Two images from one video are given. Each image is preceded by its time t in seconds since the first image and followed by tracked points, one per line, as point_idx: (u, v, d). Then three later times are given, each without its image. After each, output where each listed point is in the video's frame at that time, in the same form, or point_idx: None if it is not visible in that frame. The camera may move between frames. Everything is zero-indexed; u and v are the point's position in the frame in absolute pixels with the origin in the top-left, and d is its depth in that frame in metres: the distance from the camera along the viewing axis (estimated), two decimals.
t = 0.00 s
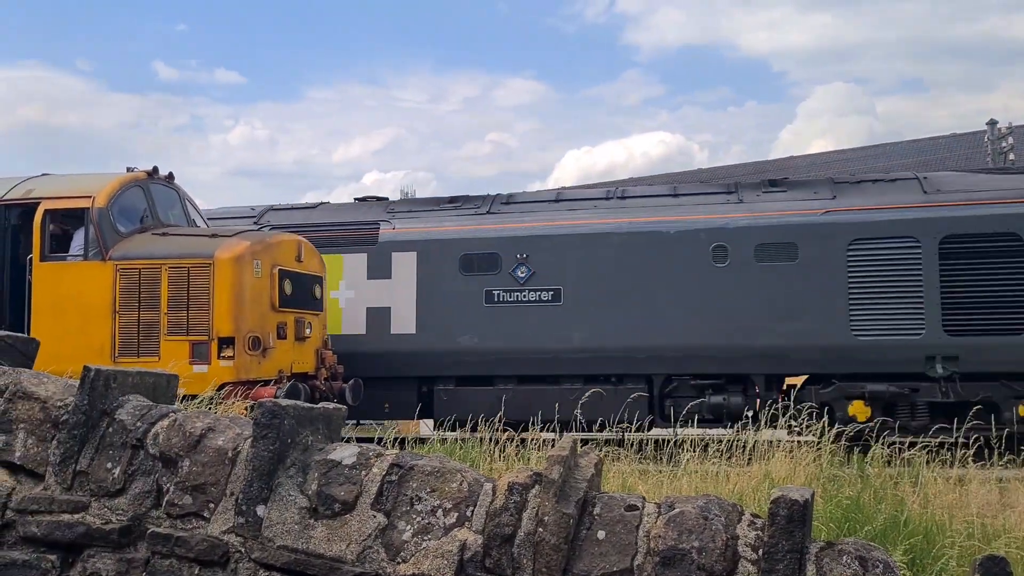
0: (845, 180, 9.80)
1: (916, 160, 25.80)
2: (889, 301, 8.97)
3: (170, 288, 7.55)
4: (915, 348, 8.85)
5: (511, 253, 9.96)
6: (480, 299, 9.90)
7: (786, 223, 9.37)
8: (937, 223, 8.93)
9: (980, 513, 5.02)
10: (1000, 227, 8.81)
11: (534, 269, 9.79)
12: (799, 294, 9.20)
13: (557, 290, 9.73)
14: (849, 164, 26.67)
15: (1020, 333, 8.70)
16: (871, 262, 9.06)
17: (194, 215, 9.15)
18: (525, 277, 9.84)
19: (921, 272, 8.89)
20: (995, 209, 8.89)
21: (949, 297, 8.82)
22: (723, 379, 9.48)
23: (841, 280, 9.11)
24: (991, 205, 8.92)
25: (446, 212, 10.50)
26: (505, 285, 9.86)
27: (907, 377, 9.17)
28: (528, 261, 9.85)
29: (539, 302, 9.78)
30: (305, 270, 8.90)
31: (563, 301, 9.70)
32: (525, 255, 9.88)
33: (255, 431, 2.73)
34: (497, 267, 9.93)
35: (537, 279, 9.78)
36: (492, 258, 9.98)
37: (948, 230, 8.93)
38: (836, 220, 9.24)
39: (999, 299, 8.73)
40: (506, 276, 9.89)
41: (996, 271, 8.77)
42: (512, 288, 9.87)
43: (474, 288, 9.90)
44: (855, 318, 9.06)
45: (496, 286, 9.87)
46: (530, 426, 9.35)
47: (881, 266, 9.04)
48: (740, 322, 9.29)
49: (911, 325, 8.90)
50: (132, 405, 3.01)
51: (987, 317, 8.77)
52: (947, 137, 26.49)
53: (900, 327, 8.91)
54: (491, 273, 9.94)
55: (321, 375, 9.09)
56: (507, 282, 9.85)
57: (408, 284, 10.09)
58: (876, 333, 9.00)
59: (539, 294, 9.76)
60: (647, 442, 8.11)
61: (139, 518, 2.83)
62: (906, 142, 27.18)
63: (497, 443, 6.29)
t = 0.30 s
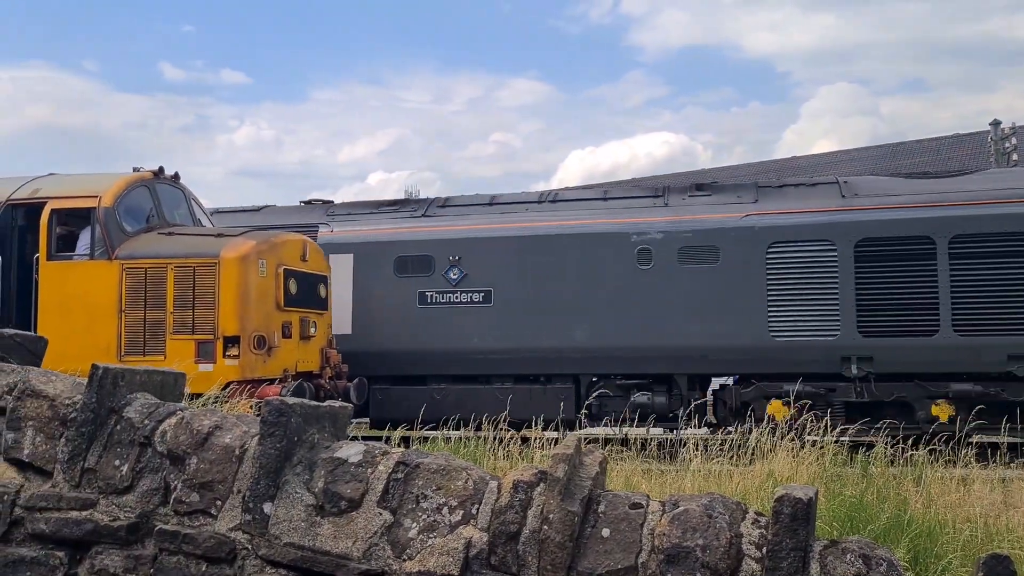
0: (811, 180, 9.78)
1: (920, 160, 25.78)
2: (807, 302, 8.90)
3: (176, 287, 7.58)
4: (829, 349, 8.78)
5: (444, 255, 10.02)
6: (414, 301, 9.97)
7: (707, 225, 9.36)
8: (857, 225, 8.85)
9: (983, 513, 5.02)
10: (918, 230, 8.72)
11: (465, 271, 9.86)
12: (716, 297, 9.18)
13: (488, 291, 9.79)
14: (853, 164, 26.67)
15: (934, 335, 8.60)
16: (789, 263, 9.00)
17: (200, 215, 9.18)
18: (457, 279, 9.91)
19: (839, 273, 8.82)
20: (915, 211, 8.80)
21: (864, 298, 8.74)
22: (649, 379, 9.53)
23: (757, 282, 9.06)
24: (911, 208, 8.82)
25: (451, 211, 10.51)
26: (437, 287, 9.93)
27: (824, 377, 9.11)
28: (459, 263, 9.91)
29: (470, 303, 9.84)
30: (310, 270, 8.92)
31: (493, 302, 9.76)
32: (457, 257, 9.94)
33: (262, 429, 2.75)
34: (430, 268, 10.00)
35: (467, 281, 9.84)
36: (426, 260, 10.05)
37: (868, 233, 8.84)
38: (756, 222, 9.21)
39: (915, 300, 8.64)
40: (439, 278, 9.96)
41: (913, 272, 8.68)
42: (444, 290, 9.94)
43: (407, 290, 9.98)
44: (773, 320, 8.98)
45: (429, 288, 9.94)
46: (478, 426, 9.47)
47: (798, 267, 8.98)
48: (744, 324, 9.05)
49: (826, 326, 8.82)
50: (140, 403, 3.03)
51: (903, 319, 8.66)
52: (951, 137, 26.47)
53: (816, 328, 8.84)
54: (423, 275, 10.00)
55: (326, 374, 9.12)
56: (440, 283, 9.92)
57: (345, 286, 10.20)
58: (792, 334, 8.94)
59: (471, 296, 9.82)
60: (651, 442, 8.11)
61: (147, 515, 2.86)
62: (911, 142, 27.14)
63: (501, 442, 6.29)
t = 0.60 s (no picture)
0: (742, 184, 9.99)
1: (924, 160, 25.77)
2: (723, 303, 9.14)
3: (179, 287, 7.58)
4: (750, 350, 8.97)
5: (378, 257, 10.19)
6: (349, 302, 10.16)
7: (635, 230, 9.57)
8: (777, 229, 9.07)
9: (988, 514, 5.01)
10: (836, 234, 8.95)
11: (399, 273, 10.04)
12: (640, 300, 9.39)
13: (421, 293, 9.98)
14: (856, 164, 26.67)
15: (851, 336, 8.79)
16: (712, 266, 9.22)
17: (203, 215, 9.18)
18: (391, 281, 10.10)
19: (761, 276, 9.04)
20: (834, 215, 9.02)
21: (783, 300, 8.95)
22: (575, 379, 9.76)
23: (681, 284, 9.29)
24: (829, 213, 9.04)
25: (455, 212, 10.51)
26: (371, 289, 10.12)
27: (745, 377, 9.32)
28: (393, 265, 10.09)
29: (403, 305, 10.02)
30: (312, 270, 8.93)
31: (426, 304, 9.95)
32: (391, 260, 10.11)
33: (267, 429, 2.74)
34: (365, 271, 10.18)
35: (401, 283, 10.03)
36: (360, 262, 10.23)
37: (787, 237, 9.06)
38: (681, 226, 9.43)
39: (833, 302, 8.85)
40: (373, 280, 10.14)
41: (830, 275, 8.90)
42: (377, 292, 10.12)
43: (342, 292, 10.17)
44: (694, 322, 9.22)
45: (364, 290, 10.12)
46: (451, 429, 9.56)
47: (718, 269, 9.21)
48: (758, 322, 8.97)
49: (747, 327, 9.03)
50: (144, 403, 3.03)
51: (823, 320, 8.86)
52: (956, 138, 26.44)
53: (737, 330, 9.05)
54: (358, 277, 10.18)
55: (329, 374, 9.13)
56: (373, 285, 10.11)
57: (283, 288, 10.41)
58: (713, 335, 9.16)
59: (404, 298, 10.01)
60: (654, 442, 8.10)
61: (152, 515, 2.85)
62: (914, 142, 27.11)
63: (505, 442, 6.28)
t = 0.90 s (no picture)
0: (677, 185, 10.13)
1: (930, 159, 25.71)
2: (650, 303, 9.25)
3: (184, 286, 7.58)
4: (676, 350, 9.07)
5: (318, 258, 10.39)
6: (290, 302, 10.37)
7: (643, 229, 9.41)
8: (699, 230, 9.15)
9: (996, 513, 4.99)
10: (757, 235, 9.04)
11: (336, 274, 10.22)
12: (568, 300, 9.52)
13: (356, 294, 10.12)
14: (861, 164, 26.63)
15: (771, 336, 8.90)
16: (638, 267, 9.31)
17: (208, 214, 9.19)
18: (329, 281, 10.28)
19: (687, 277, 9.14)
20: (754, 217, 9.11)
21: (708, 302, 9.04)
22: (507, 379, 9.92)
23: (608, 284, 9.40)
24: (750, 214, 9.14)
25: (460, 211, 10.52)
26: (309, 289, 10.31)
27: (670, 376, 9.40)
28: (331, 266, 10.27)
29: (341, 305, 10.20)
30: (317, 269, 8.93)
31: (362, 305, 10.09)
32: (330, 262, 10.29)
33: (273, 427, 2.74)
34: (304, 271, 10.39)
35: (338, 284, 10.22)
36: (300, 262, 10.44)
37: (710, 238, 9.14)
38: (607, 227, 9.54)
39: (753, 302, 8.95)
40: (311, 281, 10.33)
41: (751, 275, 9.00)
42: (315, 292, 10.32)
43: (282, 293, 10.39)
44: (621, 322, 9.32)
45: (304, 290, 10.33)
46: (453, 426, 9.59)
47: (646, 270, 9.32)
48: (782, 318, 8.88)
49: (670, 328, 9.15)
50: (150, 402, 3.03)
51: (741, 320, 8.96)
52: (962, 136, 26.37)
53: (662, 330, 9.17)
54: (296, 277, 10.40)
55: (334, 373, 9.13)
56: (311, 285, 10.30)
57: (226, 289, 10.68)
58: (640, 335, 9.27)
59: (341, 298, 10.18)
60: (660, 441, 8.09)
61: (158, 513, 2.85)
62: (921, 140, 27.02)
63: (510, 441, 6.26)
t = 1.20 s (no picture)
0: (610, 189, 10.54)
1: (936, 158, 25.63)
2: (580, 304, 9.69)
3: (188, 285, 7.57)
4: (603, 349, 9.51)
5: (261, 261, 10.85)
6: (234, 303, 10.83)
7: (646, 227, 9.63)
8: (628, 234, 9.59)
9: (1003, 514, 4.96)
10: (680, 239, 9.46)
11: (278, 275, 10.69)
12: (503, 300, 9.96)
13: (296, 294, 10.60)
14: (867, 164, 26.58)
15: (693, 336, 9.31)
16: (570, 271, 9.76)
17: (212, 214, 9.19)
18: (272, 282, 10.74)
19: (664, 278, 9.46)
20: (680, 221, 9.54)
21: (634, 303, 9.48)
22: (443, 379, 10.42)
23: (541, 288, 9.83)
24: (676, 218, 9.56)
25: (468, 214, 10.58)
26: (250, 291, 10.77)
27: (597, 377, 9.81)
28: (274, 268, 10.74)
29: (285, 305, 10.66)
30: (322, 268, 8.94)
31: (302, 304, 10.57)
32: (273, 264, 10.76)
33: (277, 426, 2.73)
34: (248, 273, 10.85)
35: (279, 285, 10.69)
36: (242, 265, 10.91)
37: (638, 241, 9.59)
38: (539, 230, 9.99)
39: (679, 303, 9.37)
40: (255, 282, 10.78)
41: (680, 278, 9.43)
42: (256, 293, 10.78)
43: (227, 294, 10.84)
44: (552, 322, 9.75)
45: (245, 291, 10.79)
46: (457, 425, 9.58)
47: (576, 273, 9.76)
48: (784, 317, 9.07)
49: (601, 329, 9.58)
50: (154, 401, 3.03)
51: (668, 320, 9.37)
52: (968, 135, 26.27)
53: (592, 330, 9.60)
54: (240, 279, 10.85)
55: (338, 373, 9.13)
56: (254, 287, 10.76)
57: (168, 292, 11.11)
58: (568, 334, 9.70)
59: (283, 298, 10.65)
60: (665, 441, 8.06)
61: (162, 513, 2.84)
62: (926, 138, 26.97)
63: (515, 441, 6.24)
